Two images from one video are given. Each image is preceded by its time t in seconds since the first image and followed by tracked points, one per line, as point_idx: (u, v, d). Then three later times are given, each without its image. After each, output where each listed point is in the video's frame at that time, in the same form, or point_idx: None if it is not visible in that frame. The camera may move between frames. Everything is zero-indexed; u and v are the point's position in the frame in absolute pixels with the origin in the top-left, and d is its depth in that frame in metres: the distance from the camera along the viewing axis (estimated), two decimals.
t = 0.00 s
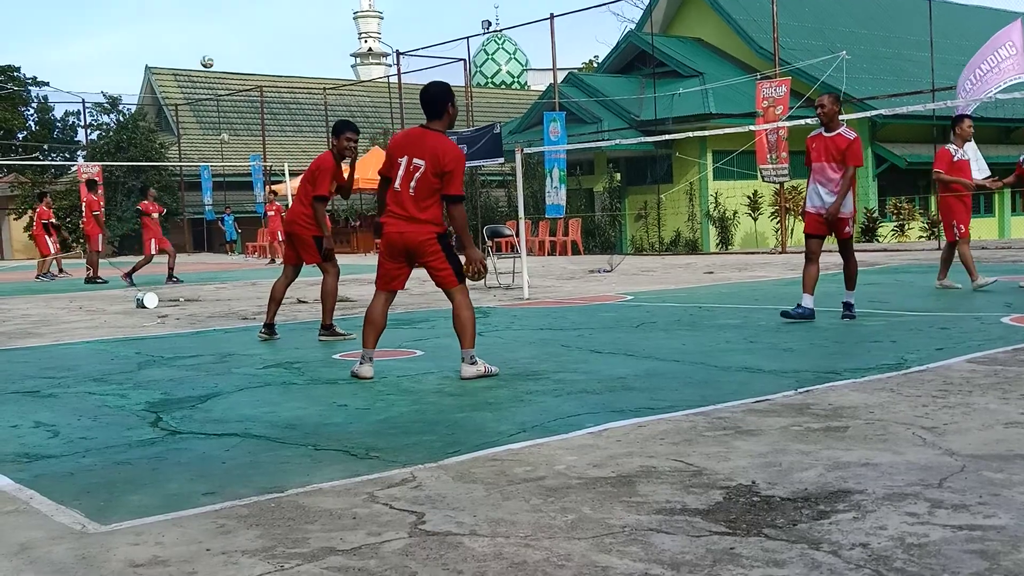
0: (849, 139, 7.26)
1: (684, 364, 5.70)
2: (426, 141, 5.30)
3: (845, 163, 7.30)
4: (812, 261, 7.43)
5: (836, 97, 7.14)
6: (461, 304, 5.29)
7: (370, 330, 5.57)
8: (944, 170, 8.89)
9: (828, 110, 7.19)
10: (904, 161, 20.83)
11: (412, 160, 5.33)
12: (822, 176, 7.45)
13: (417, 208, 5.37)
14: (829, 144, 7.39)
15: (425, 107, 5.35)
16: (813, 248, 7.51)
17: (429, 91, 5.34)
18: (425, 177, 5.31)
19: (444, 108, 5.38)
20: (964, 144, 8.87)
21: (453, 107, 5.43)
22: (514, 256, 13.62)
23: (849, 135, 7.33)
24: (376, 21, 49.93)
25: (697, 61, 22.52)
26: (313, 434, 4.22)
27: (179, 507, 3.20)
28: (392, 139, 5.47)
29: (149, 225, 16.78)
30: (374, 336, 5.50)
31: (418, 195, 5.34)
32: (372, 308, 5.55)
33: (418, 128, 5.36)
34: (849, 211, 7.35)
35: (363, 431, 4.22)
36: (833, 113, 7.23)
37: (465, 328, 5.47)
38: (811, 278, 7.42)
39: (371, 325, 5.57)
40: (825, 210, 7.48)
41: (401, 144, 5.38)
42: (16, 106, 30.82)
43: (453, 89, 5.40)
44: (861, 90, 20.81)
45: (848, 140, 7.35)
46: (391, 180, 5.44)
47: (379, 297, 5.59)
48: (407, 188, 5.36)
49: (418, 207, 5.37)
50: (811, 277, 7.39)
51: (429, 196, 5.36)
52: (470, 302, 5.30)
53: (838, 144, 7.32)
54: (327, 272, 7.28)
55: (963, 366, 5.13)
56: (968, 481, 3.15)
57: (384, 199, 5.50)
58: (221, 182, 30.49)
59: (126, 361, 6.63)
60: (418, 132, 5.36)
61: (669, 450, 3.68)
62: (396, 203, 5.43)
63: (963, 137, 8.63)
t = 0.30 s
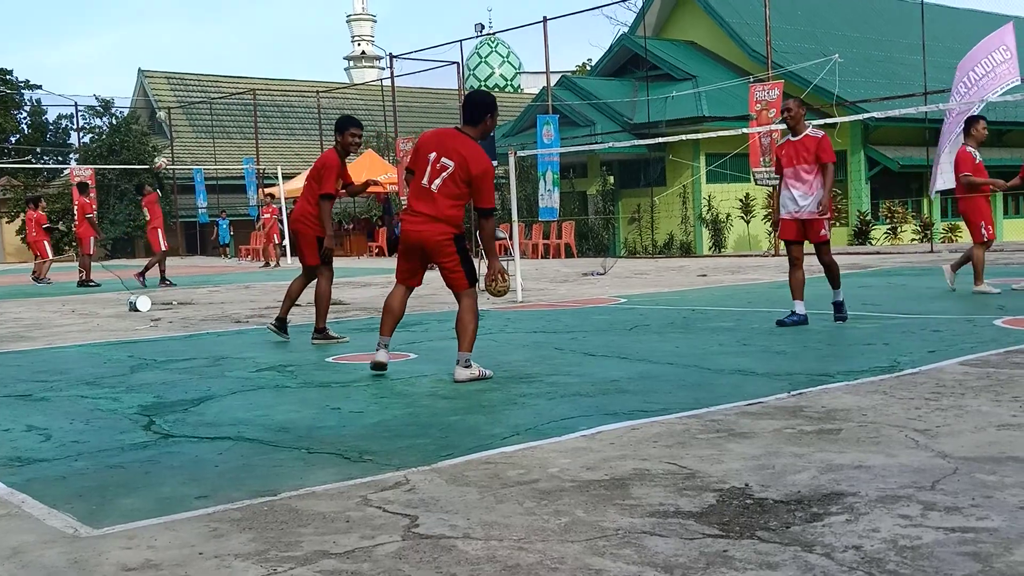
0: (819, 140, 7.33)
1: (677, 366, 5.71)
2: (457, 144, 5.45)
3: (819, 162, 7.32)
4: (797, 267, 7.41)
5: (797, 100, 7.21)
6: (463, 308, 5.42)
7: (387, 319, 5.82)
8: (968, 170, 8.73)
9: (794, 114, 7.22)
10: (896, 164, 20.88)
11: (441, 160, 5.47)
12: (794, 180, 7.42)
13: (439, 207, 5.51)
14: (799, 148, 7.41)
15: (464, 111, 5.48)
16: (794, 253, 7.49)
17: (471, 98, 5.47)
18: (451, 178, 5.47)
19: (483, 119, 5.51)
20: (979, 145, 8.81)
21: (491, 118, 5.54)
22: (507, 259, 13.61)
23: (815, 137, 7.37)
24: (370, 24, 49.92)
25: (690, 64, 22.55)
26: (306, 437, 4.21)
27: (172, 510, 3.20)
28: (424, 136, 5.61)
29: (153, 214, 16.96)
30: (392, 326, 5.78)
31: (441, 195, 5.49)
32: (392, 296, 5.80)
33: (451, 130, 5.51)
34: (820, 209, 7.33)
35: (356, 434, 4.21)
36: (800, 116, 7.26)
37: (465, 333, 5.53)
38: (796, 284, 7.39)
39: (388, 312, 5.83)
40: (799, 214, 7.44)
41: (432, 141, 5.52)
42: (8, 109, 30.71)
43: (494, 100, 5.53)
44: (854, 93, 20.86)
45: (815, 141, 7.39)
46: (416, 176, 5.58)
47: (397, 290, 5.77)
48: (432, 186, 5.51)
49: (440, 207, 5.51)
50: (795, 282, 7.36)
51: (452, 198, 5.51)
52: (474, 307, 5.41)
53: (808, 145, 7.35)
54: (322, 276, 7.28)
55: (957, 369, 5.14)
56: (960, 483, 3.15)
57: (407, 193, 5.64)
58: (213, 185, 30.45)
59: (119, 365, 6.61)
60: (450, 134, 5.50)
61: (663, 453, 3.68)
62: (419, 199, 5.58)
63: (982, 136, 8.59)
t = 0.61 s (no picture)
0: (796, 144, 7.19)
1: (675, 371, 5.71)
2: (462, 148, 5.50)
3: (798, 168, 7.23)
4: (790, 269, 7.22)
5: (776, 104, 7.11)
6: (457, 310, 5.40)
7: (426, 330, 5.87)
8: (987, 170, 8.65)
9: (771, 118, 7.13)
10: (894, 169, 20.92)
11: (447, 163, 5.51)
12: (771, 186, 7.33)
13: (445, 210, 5.54)
14: (778, 153, 7.31)
15: (467, 115, 5.54)
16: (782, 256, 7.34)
17: (474, 102, 5.53)
18: (458, 181, 5.50)
19: (485, 123, 5.56)
20: (997, 146, 8.70)
21: (493, 123, 5.59)
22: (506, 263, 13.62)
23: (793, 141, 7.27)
24: (367, 29, 49.94)
25: (688, 68, 22.57)
26: (304, 442, 4.21)
27: (169, 515, 3.19)
28: (428, 140, 5.65)
29: (146, 224, 16.83)
30: (434, 336, 5.82)
31: (447, 197, 5.52)
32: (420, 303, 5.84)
33: (454, 134, 5.56)
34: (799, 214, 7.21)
35: (354, 439, 4.21)
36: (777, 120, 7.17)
37: (463, 337, 5.53)
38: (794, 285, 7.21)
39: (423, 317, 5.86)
40: (778, 217, 7.33)
41: (436, 144, 5.56)
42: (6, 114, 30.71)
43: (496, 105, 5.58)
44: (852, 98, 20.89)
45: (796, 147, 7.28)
46: (420, 179, 5.61)
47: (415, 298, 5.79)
48: (438, 189, 5.54)
49: (445, 210, 5.54)
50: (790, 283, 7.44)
51: (457, 200, 5.54)
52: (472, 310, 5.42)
53: (788, 152, 7.24)
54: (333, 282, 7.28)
55: (954, 373, 5.15)
56: (957, 488, 3.16)
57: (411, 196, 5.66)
58: (211, 190, 30.44)
59: (116, 370, 6.60)
60: (456, 137, 5.54)
61: (662, 457, 3.68)
62: (424, 203, 5.60)
63: (999, 137, 8.53)
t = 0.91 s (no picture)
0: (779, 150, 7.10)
1: (675, 373, 5.71)
2: (447, 145, 5.55)
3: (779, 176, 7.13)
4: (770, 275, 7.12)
5: (768, 108, 7.01)
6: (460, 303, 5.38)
7: (430, 331, 5.86)
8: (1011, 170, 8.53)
9: (760, 122, 7.01)
10: (893, 171, 20.96)
11: (435, 161, 5.55)
12: (749, 190, 7.22)
13: (443, 208, 5.56)
14: (760, 157, 7.20)
15: (441, 113, 5.63)
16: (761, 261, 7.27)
17: (447, 99, 5.63)
18: (449, 177, 5.53)
19: (459, 115, 5.66)
20: None
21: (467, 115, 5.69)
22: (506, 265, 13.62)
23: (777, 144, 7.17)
24: (367, 30, 49.97)
25: (688, 70, 22.58)
26: (304, 443, 4.21)
27: (169, 517, 3.19)
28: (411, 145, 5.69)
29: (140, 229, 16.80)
30: (436, 335, 5.82)
31: (442, 194, 5.54)
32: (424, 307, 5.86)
33: (435, 133, 5.63)
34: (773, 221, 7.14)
35: (353, 441, 4.21)
36: (765, 124, 7.04)
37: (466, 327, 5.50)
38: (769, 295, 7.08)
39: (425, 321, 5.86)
40: (753, 223, 7.26)
41: (420, 147, 5.61)
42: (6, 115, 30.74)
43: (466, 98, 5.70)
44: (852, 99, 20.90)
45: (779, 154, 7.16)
46: (412, 183, 5.64)
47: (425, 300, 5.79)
48: (431, 190, 5.57)
49: (445, 209, 5.56)
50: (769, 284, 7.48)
51: (451, 195, 5.57)
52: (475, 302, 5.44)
53: (772, 160, 7.12)
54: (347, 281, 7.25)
55: (954, 375, 5.15)
56: (958, 490, 3.15)
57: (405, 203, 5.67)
58: (212, 191, 30.46)
59: (116, 371, 6.61)
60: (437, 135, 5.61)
61: (661, 460, 3.68)
62: (419, 206, 5.61)
63: None
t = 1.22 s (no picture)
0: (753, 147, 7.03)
1: (672, 371, 5.71)
2: (443, 140, 5.71)
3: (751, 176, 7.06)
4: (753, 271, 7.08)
5: (747, 104, 6.94)
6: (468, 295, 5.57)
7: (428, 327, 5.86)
8: None
9: (736, 120, 6.94)
10: (892, 170, 20.89)
11: (433, 158, 5.69)
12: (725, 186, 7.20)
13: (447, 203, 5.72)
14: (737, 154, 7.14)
15: (431, 109, 5.75)
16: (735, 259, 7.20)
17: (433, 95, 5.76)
18: (449, 171, 5.69)
19: (448, 109, 5.80)
20: None
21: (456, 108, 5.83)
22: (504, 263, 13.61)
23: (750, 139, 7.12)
24: (366, 26, 49.89)
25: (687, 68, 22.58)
26: (300, 440, 4.21)
27: (165, 513, 3.19)
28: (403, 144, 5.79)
29: (133, 223, 16.73)
30: (435, 331, 5.83)
31: (445, 190, 5.70)
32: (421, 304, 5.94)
33: (427, 129, 5.76)
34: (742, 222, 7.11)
35: (350, 437, 4.21)
36: (742, 122, 6.97)
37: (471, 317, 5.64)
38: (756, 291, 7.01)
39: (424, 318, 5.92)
40: (726, 218, 7.24)
41: (415, 146, 5.74)
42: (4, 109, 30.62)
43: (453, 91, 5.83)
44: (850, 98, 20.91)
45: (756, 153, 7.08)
46: (411, 181, 5.77)
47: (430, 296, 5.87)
48: (432, 186, 5.71)
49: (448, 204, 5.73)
50: (717, 282, 7.37)
51: (452, 189, 5.73)
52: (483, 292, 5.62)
53: (747, 158, 7.05)
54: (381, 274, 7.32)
55: (951, 374, 5.16)
56: (954, 489, 3.16)
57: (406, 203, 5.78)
58: (210, 187, 30.43)
59: (114, 366, 6.60)
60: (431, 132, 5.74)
61: (658, 457, 3.68)
62: (421, 204, 5.74)
63: None
